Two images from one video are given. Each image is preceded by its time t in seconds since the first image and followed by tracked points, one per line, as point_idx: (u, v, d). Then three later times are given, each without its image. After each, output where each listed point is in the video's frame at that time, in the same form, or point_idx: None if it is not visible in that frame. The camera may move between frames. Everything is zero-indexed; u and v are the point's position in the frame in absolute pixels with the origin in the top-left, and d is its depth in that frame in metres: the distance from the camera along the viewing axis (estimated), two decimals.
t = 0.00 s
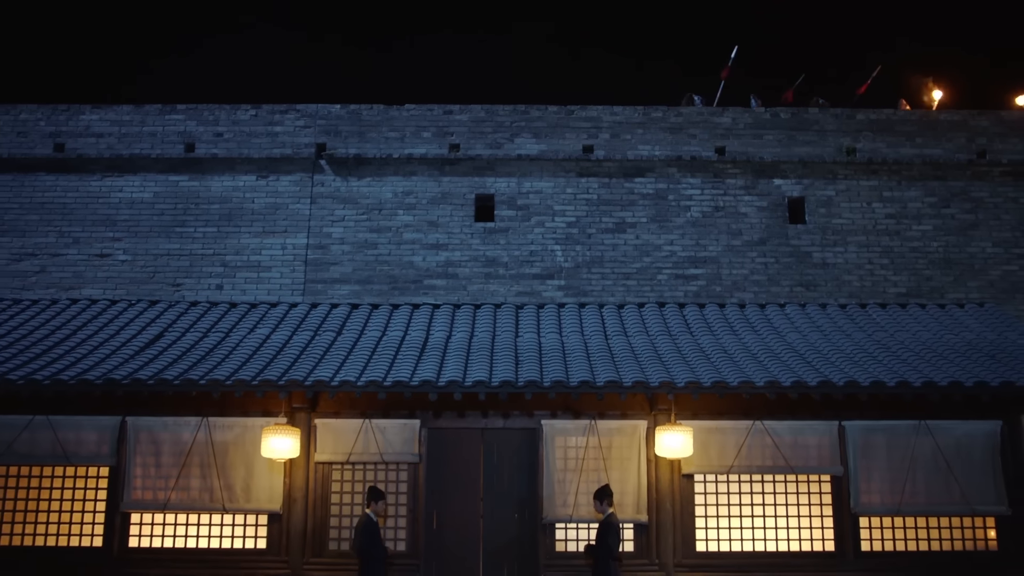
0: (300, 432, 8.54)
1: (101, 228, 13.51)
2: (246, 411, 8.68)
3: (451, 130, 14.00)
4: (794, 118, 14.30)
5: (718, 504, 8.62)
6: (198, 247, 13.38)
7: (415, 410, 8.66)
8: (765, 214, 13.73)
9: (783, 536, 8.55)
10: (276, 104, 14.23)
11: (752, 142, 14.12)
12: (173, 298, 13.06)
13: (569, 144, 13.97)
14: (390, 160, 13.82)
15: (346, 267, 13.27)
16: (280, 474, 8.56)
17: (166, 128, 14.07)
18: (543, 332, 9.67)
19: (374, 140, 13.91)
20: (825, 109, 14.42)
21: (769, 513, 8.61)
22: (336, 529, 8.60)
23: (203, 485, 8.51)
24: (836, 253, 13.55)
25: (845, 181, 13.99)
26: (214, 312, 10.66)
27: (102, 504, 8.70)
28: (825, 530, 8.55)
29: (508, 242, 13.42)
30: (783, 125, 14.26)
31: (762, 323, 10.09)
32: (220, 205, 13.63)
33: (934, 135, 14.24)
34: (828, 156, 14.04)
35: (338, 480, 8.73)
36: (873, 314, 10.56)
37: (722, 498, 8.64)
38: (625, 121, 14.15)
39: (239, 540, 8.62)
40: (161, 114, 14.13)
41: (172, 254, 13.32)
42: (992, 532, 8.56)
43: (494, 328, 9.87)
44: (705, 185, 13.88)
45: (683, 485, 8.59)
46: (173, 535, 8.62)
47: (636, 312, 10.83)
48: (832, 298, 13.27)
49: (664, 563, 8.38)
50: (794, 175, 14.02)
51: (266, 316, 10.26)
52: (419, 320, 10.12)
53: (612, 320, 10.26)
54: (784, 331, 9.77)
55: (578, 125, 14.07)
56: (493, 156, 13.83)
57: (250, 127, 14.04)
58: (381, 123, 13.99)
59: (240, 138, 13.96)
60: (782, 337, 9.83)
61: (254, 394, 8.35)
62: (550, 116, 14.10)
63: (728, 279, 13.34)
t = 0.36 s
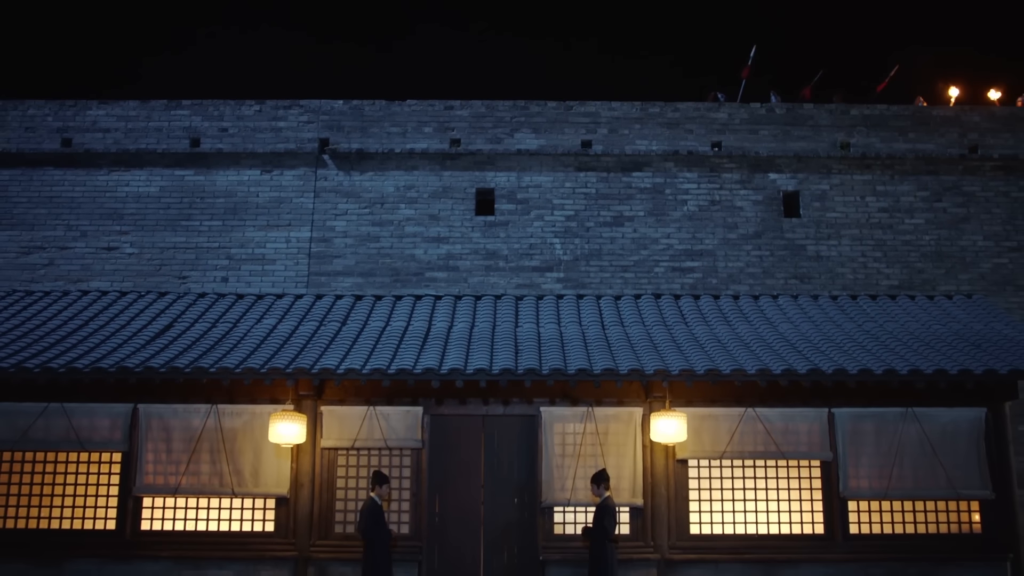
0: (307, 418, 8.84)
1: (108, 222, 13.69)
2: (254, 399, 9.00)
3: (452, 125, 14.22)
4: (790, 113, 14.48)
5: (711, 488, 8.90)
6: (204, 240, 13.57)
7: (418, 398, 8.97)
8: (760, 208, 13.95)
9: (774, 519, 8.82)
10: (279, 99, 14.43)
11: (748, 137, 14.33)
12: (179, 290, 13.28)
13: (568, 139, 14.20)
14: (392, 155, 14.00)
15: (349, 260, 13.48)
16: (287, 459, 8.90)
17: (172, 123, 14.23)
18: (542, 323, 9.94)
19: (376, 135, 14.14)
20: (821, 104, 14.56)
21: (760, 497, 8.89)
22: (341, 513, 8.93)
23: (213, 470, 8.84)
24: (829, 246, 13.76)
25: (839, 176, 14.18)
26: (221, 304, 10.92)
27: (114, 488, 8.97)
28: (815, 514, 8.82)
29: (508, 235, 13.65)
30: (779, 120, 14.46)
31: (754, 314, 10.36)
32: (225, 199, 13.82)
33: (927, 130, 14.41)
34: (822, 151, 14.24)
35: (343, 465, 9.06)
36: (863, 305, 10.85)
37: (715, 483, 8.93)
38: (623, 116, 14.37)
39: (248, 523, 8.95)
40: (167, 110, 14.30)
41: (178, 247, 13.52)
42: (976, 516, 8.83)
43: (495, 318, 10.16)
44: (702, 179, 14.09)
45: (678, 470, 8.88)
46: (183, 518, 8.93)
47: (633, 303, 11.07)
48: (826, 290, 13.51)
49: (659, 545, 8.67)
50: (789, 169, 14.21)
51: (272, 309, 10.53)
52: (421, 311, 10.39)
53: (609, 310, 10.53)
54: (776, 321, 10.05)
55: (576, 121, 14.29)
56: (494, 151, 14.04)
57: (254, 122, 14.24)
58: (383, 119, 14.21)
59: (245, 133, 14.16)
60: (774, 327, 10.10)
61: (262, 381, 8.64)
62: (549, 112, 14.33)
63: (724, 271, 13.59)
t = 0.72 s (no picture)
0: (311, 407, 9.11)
1: (114, 217, 13.91)
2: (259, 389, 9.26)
3: (452, 121, 14.43)
4: (785, 109, 14.66)
5: (704, 475, 9.17)
6: (208, 234, 13.79)
7: (419, 387, 9.24)
8: (755, 203, 14.15)
9: (765, 505, 9.08)
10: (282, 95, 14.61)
11: (743, 133, 14.51)
12: (184, 283, 13.51)
13: (566, 135, 14.41)
14: (393, 150, 14.21)
15: (351, 254, 13.71)
16: (292, 447, 9.19)
17: (176, 119, 14.43)
18: (540, 314, 10.19)
19: (377, 131, 14.35)
20: (816, 100, 14.75)
21: (752, 483, 9.14)
22: (345, 499, 9.21)
23: (220, 457, 9.14)
24: (823, 240, 13.97)
25: (833, 171, 14.36)
26: (226, 297, 11.15)
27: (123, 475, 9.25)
28: (805, 499, 9.08)
29: (507, 230, 13.88)
30: (774, 116, 14.64)
31: (748, 306, 10.62)
32: (229, 194, 14.03)
33: (920, 126, 14.57)
34: (817, 146, 14.42)
35: (347, 453, 9.34)
36: (853, 298, 11.11)
37: (708, 469, 9.18)
38: (621, 113, 14.57)
39: (255, 508, 9.25)
40: (171, 106, 14.49)
41: (183, 242, 13.75)
42: (962, 501, 9.09)
43: (494, 310, 10.41)
44: (698, 175, 14.29)
45: (672, 457, 9.12)
46: (192, 503, 9.23)
47: (629, 296, 11.30)
48: (820, 283, 13.73)
49: (654, 529, 8.92)
50: (784, 164, 14.40)
51: (276, 302, 10.78)
52: (422, 303, 10.63)
53: (606, 303, 10.78)
54: (768, 312, 10.31)
55: (575, 117, 14.50)
56: (493, 146, 14.24)
57: (257, 118, 14.42)
58: (385, 115, 14.43)
59: (248, 129, 14.34)
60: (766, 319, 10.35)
61: (268, 370, 8.91)
62: (548, 108, 14.54)
63: (720, 265, 13.80)
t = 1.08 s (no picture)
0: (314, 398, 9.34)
1: (118, 213, 14.11)
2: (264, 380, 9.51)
3: (452, 119, 14.63)
4: (781, 107, 14.83)
5: (697, 465, 9.40)
6: (211, 230, 14.00)
7: (420, 378, 9.48)
8: (751, 200, 14.35)
9: (757, 494, 9.31)
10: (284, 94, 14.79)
11: (739, 130, 14.69)
12: (187, 279, 13.72)
13: (564, 133, 14.60)
14: (394, 148, 14.43)
15: (352, 250, 13.92)
16: (296, 437, 9.44)
17: (179, 117, 14.61)
18: (538, 309, 10.42)
19: (378, 128, 14.54)
20: (811, 98, 14.91)
21: (744, 473, 9.36)
22: (347, 488, 9.46)
23: (225, 447, 9.37)
24: (817, 236, 14.16)
25: (828, 168, 14.54)
26: (230, 291, 11.37)
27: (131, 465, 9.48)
28: (796, 488, 9.31)
29: (506, 226, 14.08)
30: (770, 114, 14.82)
31: (741, 300, 10.85)
32: (232, 191, 14.24)
33: (914, 124, 14.73)
34: (812, 144, 14.60)
35: (349, 443, 9.58)
36: (844, 292, 11.34)
37: (701, 459, 9.40)
38: (618, 110, 14.75)
39: (259, 497, 9.50)
40: (175, 104, 14.67)
41: (187, 238, 13.96)
42: (950, 490, 9.32)
43: (494, 304, 10.64)
44: (695, 172, 14.49)
45: (667, 447, 9.35)
46: (198, 492, 9.46)
47: (626, 291, 11.52)
48: (815, 279, 13.93)
49: (648, 518, 9.14)
50: (779, 162, 14.58)
51: (279, 296, 11.00)
52: (422, 297, 10.86)
53: (603, 297, 11.00)
54: (761, 306, 10.53)
55: (573, 115, 14.69)
56: (492, 143, 14.45)
57: (260, 116, 14.61)
58: (385, 113, 14.61)
59: (251, 126, 14.53)
60: (759, 313, 10.58)
61: (273, 362, 9.14)
62: (547, 106, 14.72)
63: (716, 261, 14.00)
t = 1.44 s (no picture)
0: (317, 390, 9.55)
1: (123, 210, 14.29)
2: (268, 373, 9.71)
3: (452, 117, 14.82)
4: (778, 104, 14.98)
5: (692, 456, 9.60)
6: (214, 227, 14.19)
7: (420, 371, 9.68)
8: (748, 196, 14.51)
9: (750, 484, 9.51)
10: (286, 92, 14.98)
11: (736, 128, 14.85)
12: (191, 274, 13.91)
13: (563, 130, 14.78)
14: (395, 145, 14.61)
15: (354, 246, 14.10)
16: (299, 429, 9.65)
17: (183, 115, 14.79)
18: (537, 303, 10.61)
19: (379, 126, 14.73)
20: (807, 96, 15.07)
21: (737, 464, 9.56)
22: (349, 478, 9.67)
23: (230, 439, 9.58)
24: (813, 232, 14.31)
25: (824, 165, 14.70)
26: (234, 287, 11.56)
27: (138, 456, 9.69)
28: (789, 479, 9.51)
29: (506, 222, 14.26)
30: (767, 111, 14.98)
31: (736, 294, 11.04)
32: (235, 187, 14.42)
33: (909, 121, 14.90)
34: (808, 141, 14.77)
35: (351, 434, 9.79)
36: (837, 287, 11.53)
37: (696, 450, 9.60)
38: (617, 108, 14.92)
39: (264, 488, 9.72)
40: (178, 102, 14.85)
41: (190, 234, 14.15)
42: (939, 481, 9.52)
43: (494, 298, 10.83)
44: (692, 169, 14.66)
45: (662, 438, 9.55)
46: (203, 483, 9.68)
47: (624, 286, 11.70)
48: (810, 274, 14.09)
49: (644, 507, 9.35)
50: (776, 159, 14.74)
51: (282, 291, 11.19)
52: (423, 292, 11.05)
53: (601, 292, 11.18)
54: (755, 300, 10.72)
55: (571, 112, 14.87)
56: (492, 141, 14.63)
57: (263, 114, 14.79)
58: (386, 111, 14.79)
59: (253, 124, 14.72)
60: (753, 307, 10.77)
61: (276, 355, 9.34)
62: (546, 103, 14.89)
63: (713, 256, 14.16)
